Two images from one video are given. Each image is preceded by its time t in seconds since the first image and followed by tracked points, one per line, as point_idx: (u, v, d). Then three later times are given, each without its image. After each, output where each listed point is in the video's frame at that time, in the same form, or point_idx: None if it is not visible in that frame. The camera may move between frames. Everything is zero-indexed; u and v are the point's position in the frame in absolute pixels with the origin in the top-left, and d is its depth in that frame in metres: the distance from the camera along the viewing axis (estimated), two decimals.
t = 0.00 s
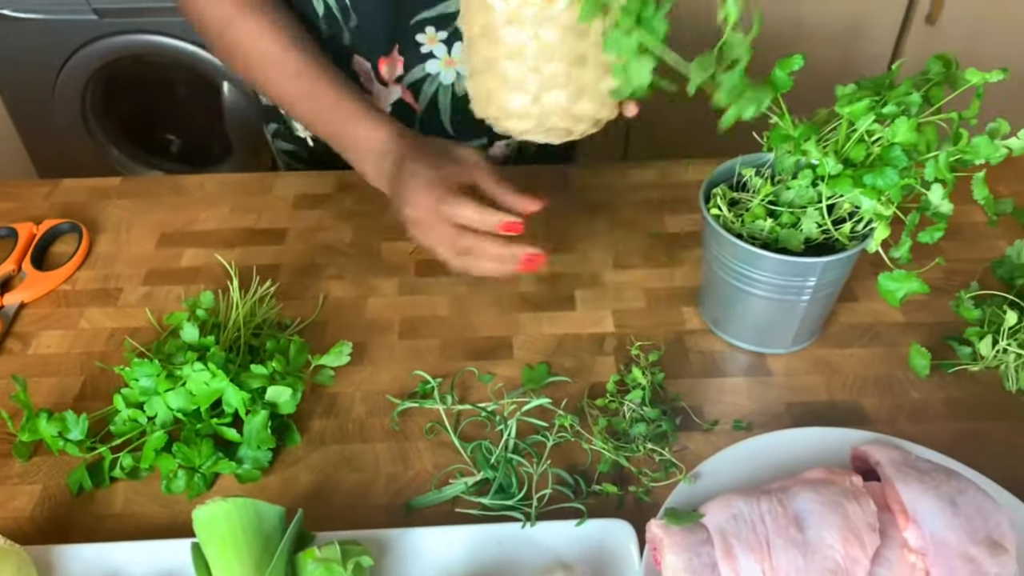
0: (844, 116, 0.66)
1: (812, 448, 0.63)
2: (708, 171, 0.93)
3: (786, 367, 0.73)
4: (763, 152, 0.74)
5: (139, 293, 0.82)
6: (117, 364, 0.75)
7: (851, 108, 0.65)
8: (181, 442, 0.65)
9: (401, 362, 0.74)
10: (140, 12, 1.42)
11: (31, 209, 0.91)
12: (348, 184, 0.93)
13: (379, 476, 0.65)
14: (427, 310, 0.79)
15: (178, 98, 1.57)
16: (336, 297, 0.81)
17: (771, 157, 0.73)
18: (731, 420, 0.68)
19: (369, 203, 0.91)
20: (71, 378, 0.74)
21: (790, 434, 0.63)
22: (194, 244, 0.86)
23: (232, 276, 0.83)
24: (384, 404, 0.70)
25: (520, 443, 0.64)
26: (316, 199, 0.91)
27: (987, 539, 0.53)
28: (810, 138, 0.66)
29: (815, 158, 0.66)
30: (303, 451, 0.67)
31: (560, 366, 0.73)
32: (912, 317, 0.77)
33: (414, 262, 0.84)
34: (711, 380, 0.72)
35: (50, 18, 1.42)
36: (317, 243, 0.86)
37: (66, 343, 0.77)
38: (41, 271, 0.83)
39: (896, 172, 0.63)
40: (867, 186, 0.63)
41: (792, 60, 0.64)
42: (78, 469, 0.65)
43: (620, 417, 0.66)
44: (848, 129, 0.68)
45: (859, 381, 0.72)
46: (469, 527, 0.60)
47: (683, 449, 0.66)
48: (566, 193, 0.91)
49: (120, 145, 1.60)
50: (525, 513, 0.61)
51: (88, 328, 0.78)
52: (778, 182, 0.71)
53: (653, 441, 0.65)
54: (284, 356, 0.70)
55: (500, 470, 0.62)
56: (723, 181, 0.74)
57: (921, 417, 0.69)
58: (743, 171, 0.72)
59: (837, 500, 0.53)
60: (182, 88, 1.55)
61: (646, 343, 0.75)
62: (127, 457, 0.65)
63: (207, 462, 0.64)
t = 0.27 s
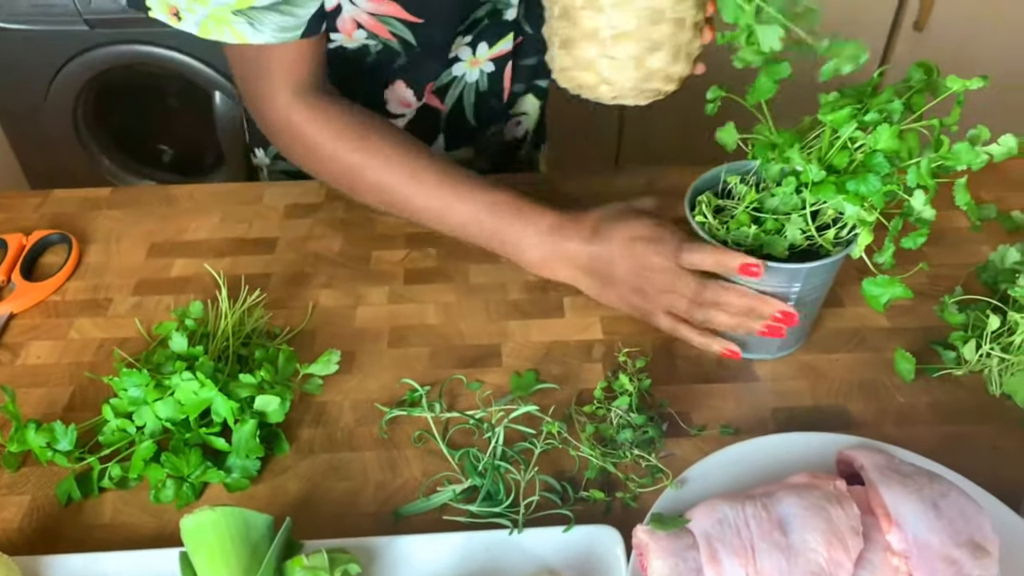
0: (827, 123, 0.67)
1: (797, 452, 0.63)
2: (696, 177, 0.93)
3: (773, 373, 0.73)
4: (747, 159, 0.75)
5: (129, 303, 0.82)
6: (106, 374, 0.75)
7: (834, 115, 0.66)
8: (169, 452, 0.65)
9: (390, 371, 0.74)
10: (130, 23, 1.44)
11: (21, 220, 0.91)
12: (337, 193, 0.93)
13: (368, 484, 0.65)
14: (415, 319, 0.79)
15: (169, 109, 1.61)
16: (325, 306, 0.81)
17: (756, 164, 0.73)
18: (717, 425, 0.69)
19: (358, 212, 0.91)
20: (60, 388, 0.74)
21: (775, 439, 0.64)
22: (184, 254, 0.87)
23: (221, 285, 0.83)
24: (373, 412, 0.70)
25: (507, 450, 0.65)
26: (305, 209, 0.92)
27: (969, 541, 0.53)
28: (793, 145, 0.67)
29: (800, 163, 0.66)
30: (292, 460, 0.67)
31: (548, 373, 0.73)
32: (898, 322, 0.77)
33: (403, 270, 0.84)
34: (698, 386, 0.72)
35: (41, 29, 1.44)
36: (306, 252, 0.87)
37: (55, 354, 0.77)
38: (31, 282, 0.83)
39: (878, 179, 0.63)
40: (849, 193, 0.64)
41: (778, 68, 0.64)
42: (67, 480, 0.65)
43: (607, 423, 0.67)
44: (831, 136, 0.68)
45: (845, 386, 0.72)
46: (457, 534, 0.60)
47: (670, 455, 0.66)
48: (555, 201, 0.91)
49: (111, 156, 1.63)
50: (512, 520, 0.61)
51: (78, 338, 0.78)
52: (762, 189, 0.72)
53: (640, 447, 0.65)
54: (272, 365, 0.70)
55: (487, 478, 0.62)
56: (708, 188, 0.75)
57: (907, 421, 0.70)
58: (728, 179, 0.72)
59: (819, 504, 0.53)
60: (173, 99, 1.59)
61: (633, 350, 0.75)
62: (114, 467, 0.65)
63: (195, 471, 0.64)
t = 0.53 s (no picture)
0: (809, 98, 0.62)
1: (789, 459, 0.63)
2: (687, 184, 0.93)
3: (765, 379, 0.73)
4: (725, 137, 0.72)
5: (120, 314, 0.82)
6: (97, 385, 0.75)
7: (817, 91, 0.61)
8: (161, 464, 0.65)
9: (382, 380, 0.74)
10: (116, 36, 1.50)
11: (12, 232, 0.91)
12: (330, 203, 0.93)
13: (360, 495, 0.65)
14: (407, 328, 0.79)
15: (162, 119, 1.67)
16: (317, 315, 0.81)
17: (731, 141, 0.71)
18: (710, 433, 0.69)
19: (350, 221, 0.91)
20: (51, 401, 0.74)
21: (767, 446, 0.64)
22: (175, 265, 0.86)
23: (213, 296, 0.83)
24: (365, 423, 0.70)
25: (499, 460, 0.65)
26: (297, 218, 0.91)
27: (961, 547, 0.53)
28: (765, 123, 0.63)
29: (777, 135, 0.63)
30: (284, 471, 0.67)
31: (541, 382, 0.73)
32: (890, 328, 0.78)
33: (395, 280, 0.84)
34: (690, 393, 0.72)
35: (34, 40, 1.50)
36: (298, 262, 0.87)
37: (46, 366, 0.77)
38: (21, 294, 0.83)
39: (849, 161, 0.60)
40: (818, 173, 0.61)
41: (733, 44, 0.64)
42: (58, 493, 0.64)
43: (599, 432, 0.67)
44: (812, 113, 0.63)
45: (837, 393, 0.72)
46: (450, 545, 0.60)
47: (662, 463, 0.67)
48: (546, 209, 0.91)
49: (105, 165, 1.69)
50: (504, 530, 0.61)
51: (68, 350, 0.78)
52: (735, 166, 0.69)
53: (632, 456, 0.65)
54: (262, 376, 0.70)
55: (479, 488, 0.62)
56: (682, 165, 0.73)
57: (899, 427, 0.70)
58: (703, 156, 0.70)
59: (811, 511, 0.54)
60: (166, 108, 1.65)
61: (625, 357, 0.75)
62: (105, 480, 0.64)
63: (187, 483, 0.64)
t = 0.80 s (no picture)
0: None
1: (788, 478, 0.63)
2: (684, 202, 0.94)
3: (764, 397, 0.73)
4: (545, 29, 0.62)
5: (117, 334, 0.81)
6: (94, 406, 0.75)
7: None
8: (158, 486, 0.64)
9: (380, 399, 0.74)
10: (116, 54, 1.56)
11: (11, 252, 0.91)
12: (328, 221, 0.93)
13: (358, 515, 0.65)
14: (405, 347, 0.79)
15: (161, 136, 1.72)
16: (315, 334, 0.81)
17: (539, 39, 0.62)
18: (710, 451, 0.69)
19: (349, 240, 0.91)
20: (48, 422, 0.73)
21: (766, 464, 0.64)
22: (173, 285, 0.86)
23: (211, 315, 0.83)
24: (363, 443, 0.70)
25: (498, 480, 0.64)
26: (296, 237, 0.92)
27: (962, 566, 0.53)
28: None
29: (562, 14, 0.54)
30: (282, 492, 0.67)
31: (539, 400, 0.73)
32: (888, 344, 0.78)
33: (393, 298, 0.84)
34: (689, 411, 0.72)
35: (34, 58, 1.55)
36: (296, 281, 0.87)
37: (43, 387, 0.76)
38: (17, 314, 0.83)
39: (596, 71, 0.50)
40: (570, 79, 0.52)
41: None
42: (54, 515, 0.64)
43: (598, 451, 0.66)
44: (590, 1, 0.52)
45: (836, 410, 0.72)
46: (449, 566, 0.60)
47: (661, 481, 0.66)
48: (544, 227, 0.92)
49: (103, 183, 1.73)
50: (503, 550, 0.61)
51: (66, 371, 0.78)
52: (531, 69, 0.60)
53: (631, 475, 0.65)
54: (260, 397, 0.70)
55: (478, 508, 0.62)
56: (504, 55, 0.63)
57: (899, 445, 0.69)
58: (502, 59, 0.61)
59: (811, 530, 0.53)
60: (165, 126, 1.70)
61: (624, 376, 0.75)
62: (101, 502, 0.64)
63: (184, 504, 0.64)
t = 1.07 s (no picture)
0: None
1: (789, 522, 0.64)
2: (684, 245, 0.95)
3: (765, 440, 0.74)
4: None
5: (128, 377, 0.83)
6: (104, 450, 0.76)
7: None
8: (168, 529, 0.65)
9: (386, 442, 0.75)
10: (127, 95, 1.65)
11: (24, 296, 0.93)
12: (335, 265, 0.95)
13: (365, 558, 0.66)
14: (411, 390, 0.80)
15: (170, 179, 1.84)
16: (322, 377, 0.82)
17: None
18: (712, 494, 0.70)
19: (355, 283, 0.93)
20: (59, 466, 0.74)
21: (768, 508, 0.65)
22: (183, 328, 0.88)
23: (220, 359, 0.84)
24: (369, 486, 0.71)
25: (503, 524, 0.65)
26: (303, 280, 0.93)
27: None
28: None
29: None
30: (289, 535, 0.68)
31: (543, 443, 0.74)
32: (888, 387, 0.79)
33: (398, 340, 0.86)
34: (691, 454, 0.73)
35: (50, 105, 1.65)
36: (303, 324, 0.88)
37: (54, 431, 0.78)
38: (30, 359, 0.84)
39: None
40: None
41: None
42: (65, 559, 0.65)
43: (602, 494, 0.67)
44: None
45: (837, 453, 0.73)
46: None
47: (664, 525, 0.67)
48: (546, 270, 0.93)
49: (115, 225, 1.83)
50: None
51: (77, 415, 0.79)
52: None
53: (634, 519, 0.66)
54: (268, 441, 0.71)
55: (484, 552, 0.62)
56: None
57: (900, 488, 0.70)
58: None
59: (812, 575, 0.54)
60: (173, 168, 1.81)
61: (627, 419, 0.76)
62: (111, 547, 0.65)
63: (193, 548, 0.64)
